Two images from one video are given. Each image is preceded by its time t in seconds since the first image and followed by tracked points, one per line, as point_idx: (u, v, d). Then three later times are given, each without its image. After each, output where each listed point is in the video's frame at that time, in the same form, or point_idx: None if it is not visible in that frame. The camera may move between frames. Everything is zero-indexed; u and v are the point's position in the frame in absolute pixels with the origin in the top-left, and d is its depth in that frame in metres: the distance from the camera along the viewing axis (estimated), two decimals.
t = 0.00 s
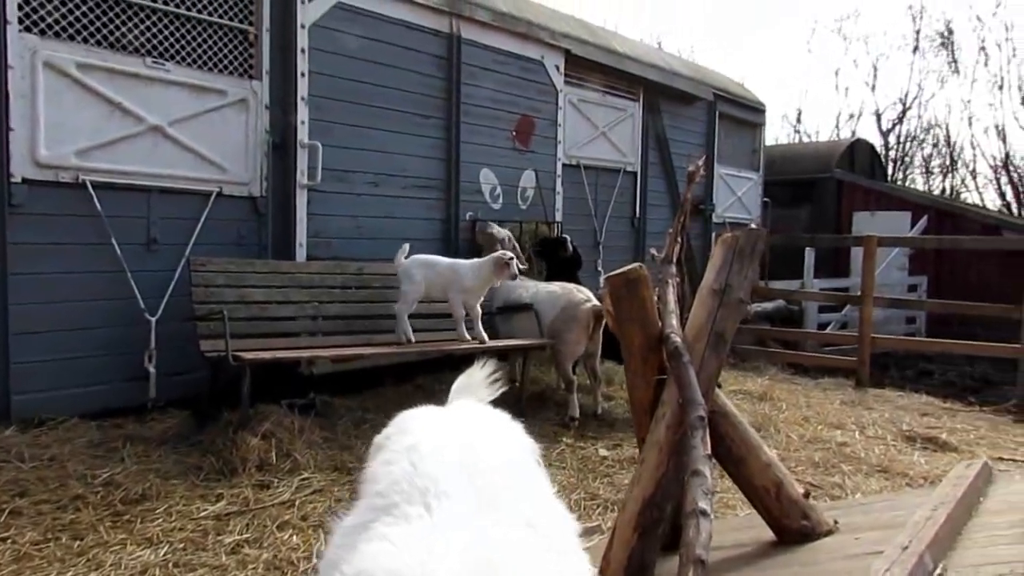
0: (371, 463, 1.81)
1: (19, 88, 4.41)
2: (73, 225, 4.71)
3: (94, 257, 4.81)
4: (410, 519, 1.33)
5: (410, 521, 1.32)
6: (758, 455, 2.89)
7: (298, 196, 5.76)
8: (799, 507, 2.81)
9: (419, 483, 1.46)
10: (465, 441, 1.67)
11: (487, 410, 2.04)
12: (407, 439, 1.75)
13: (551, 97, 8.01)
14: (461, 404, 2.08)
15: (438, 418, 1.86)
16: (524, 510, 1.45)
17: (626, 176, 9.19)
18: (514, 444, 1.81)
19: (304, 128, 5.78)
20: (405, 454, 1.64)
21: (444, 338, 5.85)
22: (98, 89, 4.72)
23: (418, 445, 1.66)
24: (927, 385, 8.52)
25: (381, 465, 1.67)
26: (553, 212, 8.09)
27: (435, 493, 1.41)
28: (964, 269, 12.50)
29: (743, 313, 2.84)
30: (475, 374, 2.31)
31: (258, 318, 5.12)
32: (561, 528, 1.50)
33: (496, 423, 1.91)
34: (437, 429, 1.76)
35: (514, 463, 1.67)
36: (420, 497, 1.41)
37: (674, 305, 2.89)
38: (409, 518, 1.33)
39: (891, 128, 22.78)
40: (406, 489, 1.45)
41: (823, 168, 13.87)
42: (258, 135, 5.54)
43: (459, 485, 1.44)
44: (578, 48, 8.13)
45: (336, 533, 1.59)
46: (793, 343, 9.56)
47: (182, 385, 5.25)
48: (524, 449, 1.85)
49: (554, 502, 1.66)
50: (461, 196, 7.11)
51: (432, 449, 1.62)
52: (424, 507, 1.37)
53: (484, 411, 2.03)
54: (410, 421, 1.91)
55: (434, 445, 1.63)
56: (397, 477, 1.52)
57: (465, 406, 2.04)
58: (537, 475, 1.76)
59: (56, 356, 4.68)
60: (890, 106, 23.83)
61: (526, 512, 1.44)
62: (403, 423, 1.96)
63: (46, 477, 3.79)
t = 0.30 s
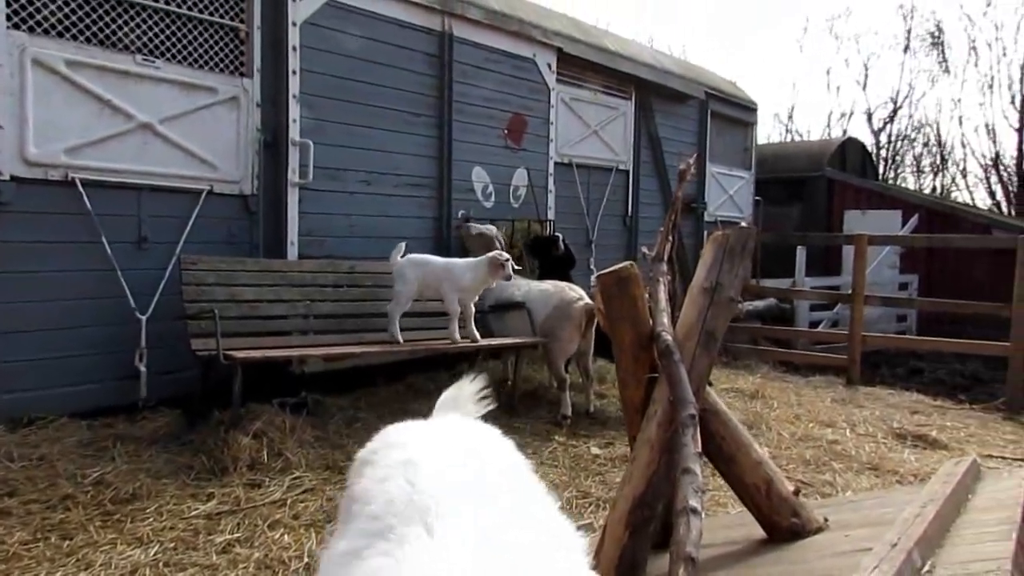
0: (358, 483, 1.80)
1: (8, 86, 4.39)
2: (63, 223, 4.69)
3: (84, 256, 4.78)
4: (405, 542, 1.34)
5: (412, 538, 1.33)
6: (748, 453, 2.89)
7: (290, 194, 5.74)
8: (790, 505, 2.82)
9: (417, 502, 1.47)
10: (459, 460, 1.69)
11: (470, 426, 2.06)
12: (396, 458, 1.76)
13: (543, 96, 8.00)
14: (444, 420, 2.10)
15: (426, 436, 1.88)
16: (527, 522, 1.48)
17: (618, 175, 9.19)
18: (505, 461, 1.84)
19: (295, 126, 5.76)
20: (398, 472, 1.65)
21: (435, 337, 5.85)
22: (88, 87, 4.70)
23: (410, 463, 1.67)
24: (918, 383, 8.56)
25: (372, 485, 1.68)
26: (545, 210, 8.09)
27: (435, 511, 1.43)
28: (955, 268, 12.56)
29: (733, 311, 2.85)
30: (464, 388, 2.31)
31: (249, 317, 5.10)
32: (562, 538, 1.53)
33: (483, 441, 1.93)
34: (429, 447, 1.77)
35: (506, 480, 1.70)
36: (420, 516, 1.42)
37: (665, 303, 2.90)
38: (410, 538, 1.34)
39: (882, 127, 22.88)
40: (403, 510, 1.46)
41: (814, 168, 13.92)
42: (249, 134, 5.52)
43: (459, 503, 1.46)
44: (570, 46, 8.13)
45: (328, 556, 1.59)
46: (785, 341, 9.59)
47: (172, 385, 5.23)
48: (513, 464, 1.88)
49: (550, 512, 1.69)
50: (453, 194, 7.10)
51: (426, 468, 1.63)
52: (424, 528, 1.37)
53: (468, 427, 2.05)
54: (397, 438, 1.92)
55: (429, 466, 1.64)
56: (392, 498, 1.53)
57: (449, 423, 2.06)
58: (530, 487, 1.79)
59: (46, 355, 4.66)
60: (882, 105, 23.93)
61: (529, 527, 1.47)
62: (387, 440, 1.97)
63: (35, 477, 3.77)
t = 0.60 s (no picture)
0: (278, 524, 1.57)
1: None
2: (53, 222, 4.67)
3: (74, 255, 4.76)
4: None
5: None
6: (739, 452, 2.90)
7: (282, 193, 5.73)
8: (780, 504, 2.83)
9: (338, 550, 1.25)
10: (396, 495, 1.50)
11: (412, 454, 1.85)
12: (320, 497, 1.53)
13: (535, 95, 8.01)
14: (384, 449, 1.88)
15: (360, 468, 1.67)
16: (476, 562, 1.30)
17: (611, 174, 9.21)
18: (449, 493, 1.64)
19: (287, 125, 5.75)
20: (319, 513, 1.43)
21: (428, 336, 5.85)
22: (77, 85, 4.67)
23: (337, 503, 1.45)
24: (909, 381, 8.61)
25: (290, 529, 1.44)
26: (538, 210, 8.10)
27: (360, 559, 1.21)
28: (945, 267, 12.62)
29: (724, 311, 2.86)
30: (421, 388, 2.32)
31: (241, 317, 5.09)
32: None
33: (425, 470, 1.73)
34: (361, 483, 1.56)
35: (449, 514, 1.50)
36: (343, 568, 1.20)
37: (656, 303, 2.90)
38: None
39: (873, 127, 22.99)
40: (324, 561, 1.23)
41: (806, 167, 13.98)
42: (241, 132, 5.50)
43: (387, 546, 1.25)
44: (562, 46, 8.14)
45: None
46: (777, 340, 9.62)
47: (163, 384, 5.21)
48: (461, 496, 1.68)
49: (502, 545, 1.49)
50: (446, 194, 7.10)
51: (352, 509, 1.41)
52: None
53: (414, 455, 1.85)
54: (327, 472, 1.71)
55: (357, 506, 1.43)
56: (310, 547, 1.29)
57: (389, 451, 1.85)
58: (478, 517, 1.61)
59: (36, 355, 4.64)
60: (873, 105, 24.03)
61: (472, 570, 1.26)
62: (317, 474, 1.75)
63: (25, 478, 3.75)
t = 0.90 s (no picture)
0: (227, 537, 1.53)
1: None
2: (41, 229, 4.65)
3: (63, 262, 4.74)
4: None
5: None
6: (727, 452, 2.91)
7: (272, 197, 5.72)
8: (767, 503, 2.84)
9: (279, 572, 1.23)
10: (351, 505, 1.48)
11: (369, 459, 1.83)
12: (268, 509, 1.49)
13: (525, 97, 8.02)
14: (341, 455, 1.85)
15: (309, 477, 1.63)
16: None
17: (601, 175, 9.23)
18: (399, 502, 1.60)
19: (277, 130, 5.74)
20: (265, 530, 1.39)
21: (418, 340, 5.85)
22: (64, 91, 4.65)
23: (284, 515, 1.41)
24: (898, 378, 8.65)
25: (235, 545, 1.40)
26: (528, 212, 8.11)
27: None
28: (934, 265, 12.69)
29: (711, 312, 2.87)
30: (372, 395, 2.28)
31: (231, 322, 5.07)
32: None
33: (378, 478, 1.70)
34: (308, 492, 1.52)
35: (398, 524, 1.47)
36: None
37: (644, 305, 2.91)
38: None
39: (862, 126, 23.12)
40: None
41: (795, 167, 14.05)
42: (230, 137, 5.49)
43: (327, 568, 1.22)
44: (550, 49, 8.17)
45: None
46: (768, 339, 9.66)
47: (153, 391, 5.19)
48: (413, 506, 1.65)
49: (451, 556, 1.47)
50: (436, 197, 7.10)
51: (299, 522, 1.38)
52: None
53: (369, 462, 1.82)
54: (278, 481, 1.68)
55: (303, 519, 1.39)
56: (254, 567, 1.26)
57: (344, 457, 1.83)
58: (430, 527, 1.59)
59: (24, 363, 4.61)
60: (862, 104, 24.17)
61: None
62: (267, 482, 1.72)
63: (14, 487, 3.73)
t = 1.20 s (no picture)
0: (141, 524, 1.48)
1: None
2: None
3: None
4: None
5: None
6: (650, 438, 2.96)
7: (196, 196, 5.57)
8: (687, 486, 2.90)
9: (202, 553, 1.20)
10: (275, 487, 1.44)
11: (288, 442, 1.80)
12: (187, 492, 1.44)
13: (459, 91, 7.98)
14: (255, 438, 1.81)
15: (228, 460, 1.59)
16: (348, 557, 1.28)
17: (538, 168, 9.26)
18: (324, 484, 1.57)
19: (200, 125, 5.59)
20: (183, 513, 1.34)
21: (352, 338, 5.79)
22: None
23: (205, 497, 1.38)
24: (826, 361, 8.95)
25: (151, 531, 1.36)
26: (464, 206, 8.09)
27: (226, 561, 1.17)
28: (861, 251, 13.13)
29: (633, 302, 2.95)
30: (278, 390, 2.13)
31: (156, 326, 4.94)
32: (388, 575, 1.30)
33: (299, 460, 1.66)
34: (228, 475, 1.48)
35: (323, 505, 1.45)
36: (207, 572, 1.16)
37: (567, 295, 2.94)
38: None
39: (795, 118, 23.72)
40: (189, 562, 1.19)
41: (731, 158, 14.34)
42: (149, 133, 5.32)
43: (252, 548, 1.20)
44: (489, 41, 8.11)
45: None
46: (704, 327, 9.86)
47: (68, 403, 5.03)
48: (335, 484, 1.63)
49: (374, 535, 1.47)
50: (369, 193, 7.02)
51: (221, 504, 1.35)
52: None
53: (290, 445, 1.79)
54: (194, 464, 1.62)
55: (225, 502, 1.36)
56: (174, 550, 1.23)
57: (257, 441, 1.77)
58: (353, 506, 1.57)
59: None
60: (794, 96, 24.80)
61: (342, 575, 1.23)
62: (183, 467, 1.66)
63: None
